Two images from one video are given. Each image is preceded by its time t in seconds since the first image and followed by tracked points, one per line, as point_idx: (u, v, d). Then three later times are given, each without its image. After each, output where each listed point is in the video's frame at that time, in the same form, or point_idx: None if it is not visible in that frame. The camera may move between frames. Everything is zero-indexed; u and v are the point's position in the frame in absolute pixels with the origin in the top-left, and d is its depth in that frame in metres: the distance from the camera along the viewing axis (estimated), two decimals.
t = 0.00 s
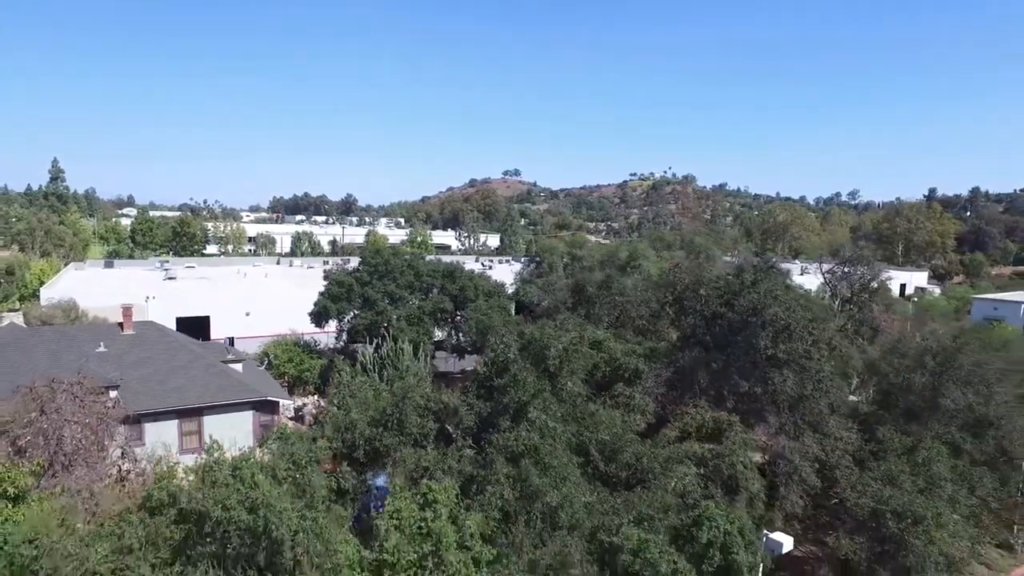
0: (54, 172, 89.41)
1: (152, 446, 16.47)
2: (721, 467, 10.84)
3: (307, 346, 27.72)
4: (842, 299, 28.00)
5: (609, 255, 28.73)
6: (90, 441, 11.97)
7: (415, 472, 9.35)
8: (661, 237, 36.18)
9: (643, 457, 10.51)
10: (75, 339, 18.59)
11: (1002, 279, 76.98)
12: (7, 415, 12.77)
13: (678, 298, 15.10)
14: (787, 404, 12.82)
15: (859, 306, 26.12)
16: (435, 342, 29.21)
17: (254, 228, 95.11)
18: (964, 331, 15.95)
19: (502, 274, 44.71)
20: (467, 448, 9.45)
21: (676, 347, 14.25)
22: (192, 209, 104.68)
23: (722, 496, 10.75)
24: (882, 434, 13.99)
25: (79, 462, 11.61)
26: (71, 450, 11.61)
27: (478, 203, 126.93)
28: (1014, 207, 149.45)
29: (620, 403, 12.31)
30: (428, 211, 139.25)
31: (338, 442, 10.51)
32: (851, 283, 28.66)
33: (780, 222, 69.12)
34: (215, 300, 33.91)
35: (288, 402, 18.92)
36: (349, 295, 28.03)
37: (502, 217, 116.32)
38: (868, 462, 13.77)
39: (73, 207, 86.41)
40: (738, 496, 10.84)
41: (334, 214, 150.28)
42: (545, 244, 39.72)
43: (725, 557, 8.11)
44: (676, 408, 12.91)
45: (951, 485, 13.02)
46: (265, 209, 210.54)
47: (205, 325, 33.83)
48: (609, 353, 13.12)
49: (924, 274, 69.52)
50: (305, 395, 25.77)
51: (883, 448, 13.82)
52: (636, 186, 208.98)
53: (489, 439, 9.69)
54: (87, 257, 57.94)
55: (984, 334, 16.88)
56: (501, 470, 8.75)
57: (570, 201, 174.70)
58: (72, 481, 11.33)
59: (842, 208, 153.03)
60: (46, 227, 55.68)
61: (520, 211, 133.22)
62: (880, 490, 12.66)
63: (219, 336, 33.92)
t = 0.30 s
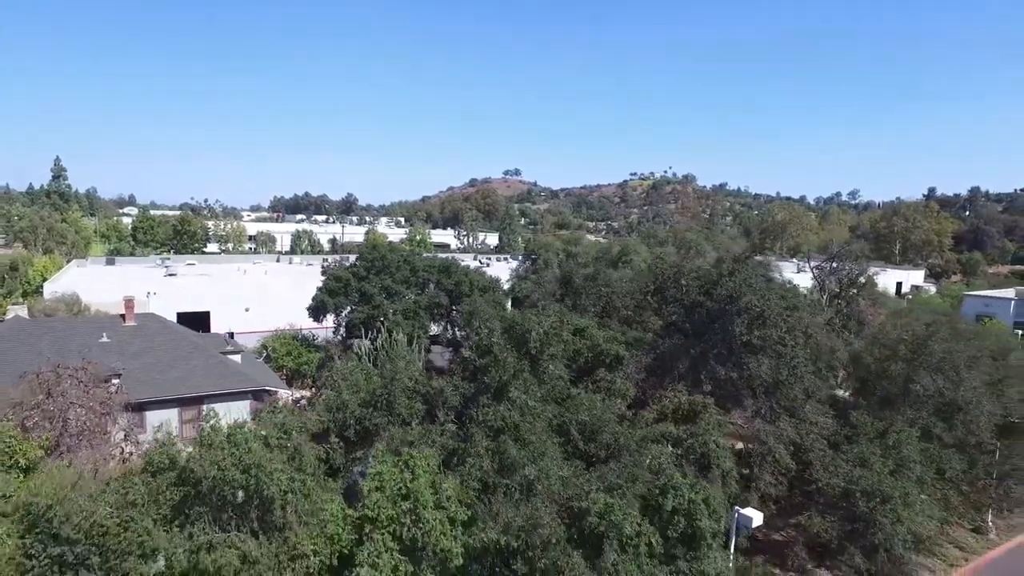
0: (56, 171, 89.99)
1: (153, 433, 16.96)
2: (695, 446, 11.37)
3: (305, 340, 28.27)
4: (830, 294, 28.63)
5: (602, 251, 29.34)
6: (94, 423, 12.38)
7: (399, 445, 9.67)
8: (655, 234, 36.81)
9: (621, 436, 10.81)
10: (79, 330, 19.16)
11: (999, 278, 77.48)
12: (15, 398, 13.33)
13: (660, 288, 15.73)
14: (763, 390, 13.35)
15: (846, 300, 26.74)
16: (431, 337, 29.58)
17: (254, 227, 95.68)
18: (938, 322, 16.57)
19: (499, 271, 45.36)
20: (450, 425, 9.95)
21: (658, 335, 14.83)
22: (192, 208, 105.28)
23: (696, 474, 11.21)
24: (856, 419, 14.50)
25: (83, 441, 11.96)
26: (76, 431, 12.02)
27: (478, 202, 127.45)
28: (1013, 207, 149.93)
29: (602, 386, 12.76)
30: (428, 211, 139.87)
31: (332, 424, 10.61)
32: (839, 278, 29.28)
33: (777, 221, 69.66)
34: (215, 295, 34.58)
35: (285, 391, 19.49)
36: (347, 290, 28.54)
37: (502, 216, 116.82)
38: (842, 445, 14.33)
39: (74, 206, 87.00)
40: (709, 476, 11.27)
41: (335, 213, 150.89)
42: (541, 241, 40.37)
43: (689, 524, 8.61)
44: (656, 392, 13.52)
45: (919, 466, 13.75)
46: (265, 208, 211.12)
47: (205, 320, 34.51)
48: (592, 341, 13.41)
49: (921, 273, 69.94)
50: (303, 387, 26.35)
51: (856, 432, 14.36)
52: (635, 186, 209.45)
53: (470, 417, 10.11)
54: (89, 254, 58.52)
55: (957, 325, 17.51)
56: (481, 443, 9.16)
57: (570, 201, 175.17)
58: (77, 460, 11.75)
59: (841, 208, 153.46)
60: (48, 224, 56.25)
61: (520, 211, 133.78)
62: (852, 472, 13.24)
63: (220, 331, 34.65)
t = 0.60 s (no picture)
0: (58, 170, 90.70)
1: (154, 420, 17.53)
2: (669, 427, 11.82)
3: (303, 335, 28.86)
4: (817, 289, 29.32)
5: (594, 247, 30.02)
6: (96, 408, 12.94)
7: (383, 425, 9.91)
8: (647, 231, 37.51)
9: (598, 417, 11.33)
10: (82, 322, 19.75)
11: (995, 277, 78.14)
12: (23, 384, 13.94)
13: (641, 279, 16.25)
14: (738, 377, 13.94)
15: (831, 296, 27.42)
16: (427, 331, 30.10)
17: (255, 225, 96.40)
18: (911, 313, 17.22)
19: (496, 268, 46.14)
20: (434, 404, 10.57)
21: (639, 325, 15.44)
22: (189, 207, 107.05)
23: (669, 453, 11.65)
24: (828, 405, 15.07)
25: (87, 424, 12.52)
26: (79, 414, 12.58)
27: (478, 202, 128.12)
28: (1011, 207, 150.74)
29: (583, 372, 13.28)
30: (428, 210, 140.56)
31: (322, 405, 11.08)
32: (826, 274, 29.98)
33: (774, 220, 70.35)
34: (215, 291, 35.18)
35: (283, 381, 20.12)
36: (343, 286, 29.03)
37: (501, 216, 117.42)
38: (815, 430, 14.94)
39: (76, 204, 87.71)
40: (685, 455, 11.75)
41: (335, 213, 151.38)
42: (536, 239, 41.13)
43: (654, 495, 9.12)
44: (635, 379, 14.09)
45: (888, 450, 14.39)
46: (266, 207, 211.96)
47: (205, 316, 35.03)
48: (573, 329, 13.96)
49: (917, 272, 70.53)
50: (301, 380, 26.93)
51: (828, 417, 15.00)
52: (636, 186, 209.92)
53: (452, 397, 10.68)
54: (91, 252, 59.23)
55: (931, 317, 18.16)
56: (461, 421, 9.76)
57: (570, 201, 176.00)
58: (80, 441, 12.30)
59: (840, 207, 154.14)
60: (51, 222, 56.93)
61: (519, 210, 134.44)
62: (823, 455, 13.87)
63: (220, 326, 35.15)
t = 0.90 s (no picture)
0: (59, 169, 91.48)
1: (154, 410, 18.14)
2: (643, 411, 12.48)
3: (301, 330, 29.59)
4: (803, 285, 30.08)
5: (584, 244, 30.79)
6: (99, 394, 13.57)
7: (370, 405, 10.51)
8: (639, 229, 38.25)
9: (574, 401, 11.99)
10: (85, 315, 20.45)
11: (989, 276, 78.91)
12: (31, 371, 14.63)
13: (622, 272, 16.84)
14: (713, 364, 14.60)
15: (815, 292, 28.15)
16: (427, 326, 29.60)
17: (255, 224, 97.16)
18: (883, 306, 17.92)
19: (491, 266, 46.94)
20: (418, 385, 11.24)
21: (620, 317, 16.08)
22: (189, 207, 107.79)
23: (643, 435, 12.31)
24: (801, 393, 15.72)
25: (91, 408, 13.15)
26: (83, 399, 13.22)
27: (477, 202, 128.86)
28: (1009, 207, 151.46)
29: (564, 360, 13.90)
30: (428, 210, 141.33)
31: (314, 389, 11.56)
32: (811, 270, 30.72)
33: (769, 220, 71.14)
34: (215, 289, 35.74)
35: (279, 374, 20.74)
36: (340, 282, 29.77)
37: (500, 215, 118.17)
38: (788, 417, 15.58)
39: (76, 204, 88.39)
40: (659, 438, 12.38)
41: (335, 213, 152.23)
42: (530, 237, 41.97)
43: (621, 469, 9.76)
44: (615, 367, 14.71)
45: (858, 435, 15.04)
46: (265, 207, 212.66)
47: (205, 312, 35.21)
48: (556, 320, 14.67)
49: (910, 270, 71.20)
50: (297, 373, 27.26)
51: (800, 404, 15.66)
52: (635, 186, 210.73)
53: (437, 380, 11.33)
54: (92, 250, 59.95)
55: (904, 310, 18.88)
56: (443, 401, 10.43)
57: (569, 201, 176.70)
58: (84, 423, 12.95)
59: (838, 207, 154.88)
60: (53, 222, 57.72)
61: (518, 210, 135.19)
62: (794, 439, 14.49)
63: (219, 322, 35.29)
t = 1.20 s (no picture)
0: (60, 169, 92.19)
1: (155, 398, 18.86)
2: (617, 395, 13.16)
3: (299, 325, 30.33)
4: (788, 281, 30.81)
5: (575, 241, 31.52)
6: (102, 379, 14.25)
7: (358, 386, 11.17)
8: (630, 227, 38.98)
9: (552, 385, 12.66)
10: (87, 309, 21.14)
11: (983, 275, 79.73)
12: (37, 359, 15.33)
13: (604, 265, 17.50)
14: (689, 352, 15.25)
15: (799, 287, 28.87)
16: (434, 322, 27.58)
17: (254, 223, 97.93)
18: (856, 298, 18.61)
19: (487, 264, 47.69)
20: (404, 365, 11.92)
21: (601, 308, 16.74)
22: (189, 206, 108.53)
23: (617, 417, 13.00)
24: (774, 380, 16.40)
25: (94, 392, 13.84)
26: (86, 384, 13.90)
27: (476, 201, 129.58)
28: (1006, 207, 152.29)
29: (545, 348, 14.57)
30: (426, 210, 142.69)
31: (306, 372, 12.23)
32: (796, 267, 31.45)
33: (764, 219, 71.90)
34: (215, 285, 36.62)
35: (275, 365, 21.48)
36: (337, 278, 30.53)
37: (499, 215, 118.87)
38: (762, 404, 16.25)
39: (77, 203, 89.08)
40: (633, 421, 13.06)
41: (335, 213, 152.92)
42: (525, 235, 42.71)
43: (590, 445, 10.42)
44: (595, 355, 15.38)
45: (828, 421, 15.70)
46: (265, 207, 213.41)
47: (205, 308, 36.30)
48: (538, 310, 15.36)
49: (904, 269, 71.91)
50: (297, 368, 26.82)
51: (773, 392, 16.34)
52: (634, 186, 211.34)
53: (421, 364, 11.99)
54: (94, 249, 60.69)
55: (877, 303, 19.58)
56: (426, 382, 11.05)
57: (568, 201, 177.32)
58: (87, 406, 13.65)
59: (836, 207, 155.74)
60: (55, 221, 58.47)
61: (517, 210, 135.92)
62: (766, 424, 15.14)
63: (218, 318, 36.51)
